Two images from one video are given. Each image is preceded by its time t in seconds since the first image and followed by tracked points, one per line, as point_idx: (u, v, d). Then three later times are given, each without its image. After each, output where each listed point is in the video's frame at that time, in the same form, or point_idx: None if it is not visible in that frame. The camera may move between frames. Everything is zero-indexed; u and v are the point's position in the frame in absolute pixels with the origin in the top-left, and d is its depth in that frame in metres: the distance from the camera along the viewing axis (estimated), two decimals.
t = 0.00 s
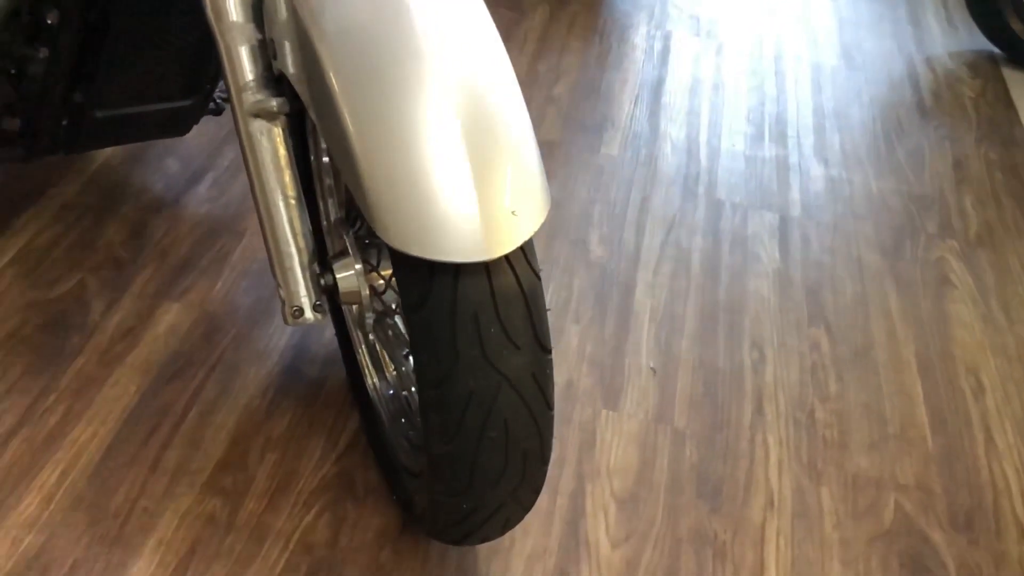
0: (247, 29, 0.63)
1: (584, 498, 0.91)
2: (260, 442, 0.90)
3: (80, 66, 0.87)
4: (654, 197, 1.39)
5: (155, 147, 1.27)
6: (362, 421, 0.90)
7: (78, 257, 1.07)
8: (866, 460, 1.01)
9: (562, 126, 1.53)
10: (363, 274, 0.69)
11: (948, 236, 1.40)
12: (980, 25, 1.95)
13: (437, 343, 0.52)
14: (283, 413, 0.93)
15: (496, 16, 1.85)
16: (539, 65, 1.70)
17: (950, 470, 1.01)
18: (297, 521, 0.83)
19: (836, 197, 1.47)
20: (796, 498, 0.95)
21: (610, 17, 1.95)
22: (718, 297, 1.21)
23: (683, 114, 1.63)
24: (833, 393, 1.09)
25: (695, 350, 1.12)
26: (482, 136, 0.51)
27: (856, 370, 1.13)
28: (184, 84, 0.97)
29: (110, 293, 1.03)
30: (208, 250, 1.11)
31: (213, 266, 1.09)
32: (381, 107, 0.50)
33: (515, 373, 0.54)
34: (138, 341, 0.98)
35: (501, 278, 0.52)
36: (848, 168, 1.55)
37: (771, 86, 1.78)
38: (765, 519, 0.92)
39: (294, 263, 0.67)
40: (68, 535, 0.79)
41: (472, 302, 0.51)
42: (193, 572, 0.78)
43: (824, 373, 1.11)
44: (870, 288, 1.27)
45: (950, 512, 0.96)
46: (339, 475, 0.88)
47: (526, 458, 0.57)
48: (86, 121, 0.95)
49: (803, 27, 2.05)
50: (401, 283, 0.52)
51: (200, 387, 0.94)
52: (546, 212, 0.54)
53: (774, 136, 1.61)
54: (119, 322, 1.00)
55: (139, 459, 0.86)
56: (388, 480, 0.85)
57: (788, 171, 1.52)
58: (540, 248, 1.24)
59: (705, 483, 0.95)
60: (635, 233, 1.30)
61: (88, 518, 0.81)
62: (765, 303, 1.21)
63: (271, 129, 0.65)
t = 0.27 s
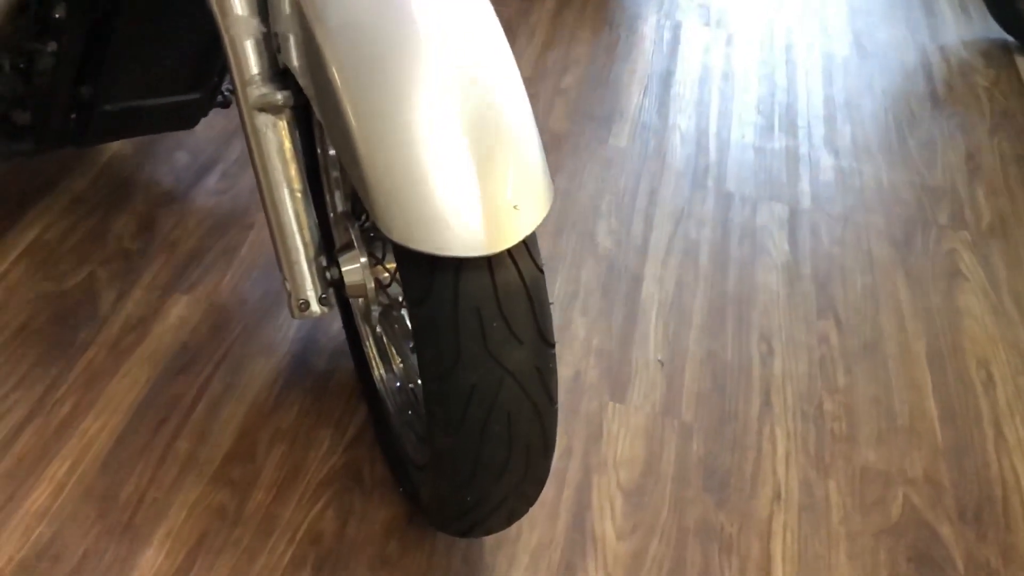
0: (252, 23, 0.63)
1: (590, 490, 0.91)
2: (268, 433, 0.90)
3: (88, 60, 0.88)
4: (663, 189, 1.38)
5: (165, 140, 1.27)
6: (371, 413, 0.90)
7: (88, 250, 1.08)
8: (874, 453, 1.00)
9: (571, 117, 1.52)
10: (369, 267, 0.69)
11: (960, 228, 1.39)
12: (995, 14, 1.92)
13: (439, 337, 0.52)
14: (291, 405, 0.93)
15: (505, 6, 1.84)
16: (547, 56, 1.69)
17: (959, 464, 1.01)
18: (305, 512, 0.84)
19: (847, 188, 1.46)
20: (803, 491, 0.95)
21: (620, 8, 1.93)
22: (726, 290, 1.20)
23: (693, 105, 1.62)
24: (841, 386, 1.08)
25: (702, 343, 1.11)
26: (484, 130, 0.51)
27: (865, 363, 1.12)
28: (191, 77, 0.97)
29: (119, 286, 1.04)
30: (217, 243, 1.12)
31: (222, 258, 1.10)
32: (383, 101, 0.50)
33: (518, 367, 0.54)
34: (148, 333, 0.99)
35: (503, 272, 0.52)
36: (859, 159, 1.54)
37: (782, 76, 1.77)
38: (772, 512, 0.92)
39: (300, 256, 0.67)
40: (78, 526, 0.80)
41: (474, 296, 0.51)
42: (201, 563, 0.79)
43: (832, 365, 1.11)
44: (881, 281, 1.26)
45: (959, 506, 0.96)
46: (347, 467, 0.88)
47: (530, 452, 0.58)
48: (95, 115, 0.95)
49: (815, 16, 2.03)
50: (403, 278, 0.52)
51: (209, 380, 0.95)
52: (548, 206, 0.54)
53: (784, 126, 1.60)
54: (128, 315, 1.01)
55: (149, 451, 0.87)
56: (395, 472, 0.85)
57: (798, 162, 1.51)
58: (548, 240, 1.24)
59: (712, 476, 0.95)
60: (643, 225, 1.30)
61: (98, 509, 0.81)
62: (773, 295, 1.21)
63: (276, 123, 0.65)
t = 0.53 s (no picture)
0: (258, 15, 0.63)
1: (597, 483, 0.91)
2: (275, 423, 0.91)
3: (96, 49, 0.88)
4: (672, 181, 1.38)
5: (174, 129, 1.27)
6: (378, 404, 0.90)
7: (98, 239, 1.08)
8: (882, 448, 1.00)
9: (580, 108, 1.51)
10: (374, 259, 0.69)
11: (972, 223, 1.37)
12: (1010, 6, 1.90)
13: (441, 331, 0.52)
14: (299, 395, 0.94)
15: None
16: (557, 47, 1.68)
17: (968, 460, 1.00)
18: (312, 502, 0.84)
19: (857, 182, 1.45)
20: (811, 486, 0.95)
21: None
22: (735, 283, 1.20)
23: (702, 96, 1.61)
24: (850, 380, 1.08)
25: (711, 336, 1.11)
26: (487, 123, 0.51)
27: (874, 357, 1.12)
28: (200, 67, 0.97)
29: (129, 275, 1.04)
30: (226, 232, 1.12)
31: (231, 248, 1.10)
32: (386, 94, 0.50)
33: (520, 361, 0.54)
34: (157, 322, 0.99)
35: (506, 266, 0.52)
36: (870, 152, 1.53)
37: (793, 68, 1.76)
38: (779, 506, 0.92)
39: (306, 247, 0.67)
40: (88, 513, 0.81)
41: (476, 290, 0.51)
42: (209, 551, 0.79)
43: (841, 360, 1.10)
44: (891, 275, 1.25)
45: (967, 502, 0.95)
46: (353, 457, 0.88)
47: (533, 445, 0.58)
48: (105, 104, 0.95)
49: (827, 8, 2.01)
50: (405, 271, 0.52)
51: (218, 369, 0.95)
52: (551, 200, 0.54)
53: (794, 119, 1.59)
54: (137, 303, 1.01)
55: (157, 439, 0.87)
56: (401, 462, 0.85)
57: (808, 155, 1.50)
58: (557, 232, 1.23)
59: (719, 470, 0.95)
60: (652, 218, 1.29)
61: (107, 497, 0.82)
62: (783, 289, 1.20)
63: (282, 114, 0.65)
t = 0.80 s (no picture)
0: (263, 14, 0.64)
1: (603, 480, 0.91)
2: (283, 419, 0.91)
3: (105, 46, 0.88)
4: (680, 177, 1.37)
5: (184, 126, 1.28)
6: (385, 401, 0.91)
7: (108, 235, 1.09)
8: (890, 447, 0.99)
9: (589, 104, 1.51)
10: (379, 257, 0.70)
11: (983, 220, 1.36)
12: None
13: (443, 330, 0.53)
14: (306, 391, 0.94)
15: None
16: (567, 43, 1.68)
17: (977, 459, 1.00)
18: (318, 497, 0.85)
19: (867, 178, 1.44)
20: (818, 484, 0.94)
21: None
22: (744, 280, 1.19)
23: (712, 92, 1.61)
24: (858, 379, 1.07)
25: (718, 333, 1.11)
26: (488, 123, 0.51)
27: (883, 355, 1.11)
28: (208, 65, 0.97)
29: (138, 271, 1.05)
30: (235, 229, 1.12)
31: (240, 245, 1.10)
32: (388, 94, 0.50)
33: (521, 359, 0.54)
34: (166, 318, 1.00)
35: (507, 265, 0.52)
36: (881, 148, 1.52)
37: (804, 64, 1.74)
38: (785, 504, 0.92)
39: (311, 245, 0.68)
40: (97, 508, 0.81)
41: (476, 289, 0.51)
42: (216, 547, 0.80)
43: (849, 358, 1.10)
44: (900, 272, 1.25)
45: (975, 501, 0.95)
46: (360, 452, 0.89)
47: (535, 443, 0.58)
48: (113, 102, 0.96)
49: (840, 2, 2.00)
50: (407, 270, 0.52)
51: (226, 365, 0.96)
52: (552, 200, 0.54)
53: (805, 115, 1.58)
54: (147, 299, 1.02)
55: (166, 435, 0.88)
56: (407, 459, 0.86)
57: (818, 151, 1.49)
58: (565, 229, 1.23)
59: (725, 468, 0.94)
60: (660, 214, 1.29)
61: (116, 491, 0.83)
62: (791, 286, 1.20)
63: (287, 112, 0.65)
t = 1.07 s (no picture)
0: (267, 14, 0.64)
1: (606, 479, 0.91)
2: (288, 417, 0.92)
3: (111, 46, 0.88)
4: (687, 175, 1.37)
5: (192, 124, 1.28)
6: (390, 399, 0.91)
7: (116, 233, 1.10)
8: (895, 447, 0.99)
9: (596, 102, 1.51)
10: (382, 256, 0.69)
11: (992, 218, 1.36)
12: None
13: (443, 330, 0.53)
14: (311, 388, 0.95)
15: None
16: (574, 41, 1.67)
17: (983, 459, 0.99)
18: (323, 495, 0.85)
19: (875, 176, 1.43)
20: (822, 484, 0.94)
21: None
22: (749, 278, 1.19)
23: (719, 89, 1.60)
24: (864, 378, 1.07)
25: (723, 332, 1.10)
26: (489, 123, 0.51)
27: (889, 355, 1.11)
28: (215, 65, 0.97)
29: (146, 269, 1.06)
30: (242, 227, 1.13)
31: (246, 243, 1.11)
32: (388, 94, 0.51)
33: (521, 360, 0.54)
34: (173, 316, 1.01)
35: (507, 265, 0.52)
36: (889, 146, 1.51)
37: (812, 61, 1.74)
38: (789, 504, 0.92)
39: (314, 243, 0.68)
40: (104, 505, 0.82)
41: (477, 289, 0.52)
42: (221, 544, 0.80)
43: (855, 357, 1.10)
44: (907, 271, 1.24)
45: (981, 501, 0.94)
46: (365, 450, 0.89)
47: (535, 443, 0.58)
48: (121, 101, 0.96)
49: None
50: (408, 271, 0.53)
51: (232, 363, 0.96)
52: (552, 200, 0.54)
53: (812, 112, 1.58)
54: (154, 298, 1.02)
55: (172, 432, 0.89)
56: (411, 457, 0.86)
57: (825, 149, 1.48)
58: (570, 227, 1.23)
59: (729, 467, 0.94)
60: (666, 213, 1.28)
61: (122, 489, 0.84)
62: (797, 285, 1.19)
63: (291, 112, 0.65)
